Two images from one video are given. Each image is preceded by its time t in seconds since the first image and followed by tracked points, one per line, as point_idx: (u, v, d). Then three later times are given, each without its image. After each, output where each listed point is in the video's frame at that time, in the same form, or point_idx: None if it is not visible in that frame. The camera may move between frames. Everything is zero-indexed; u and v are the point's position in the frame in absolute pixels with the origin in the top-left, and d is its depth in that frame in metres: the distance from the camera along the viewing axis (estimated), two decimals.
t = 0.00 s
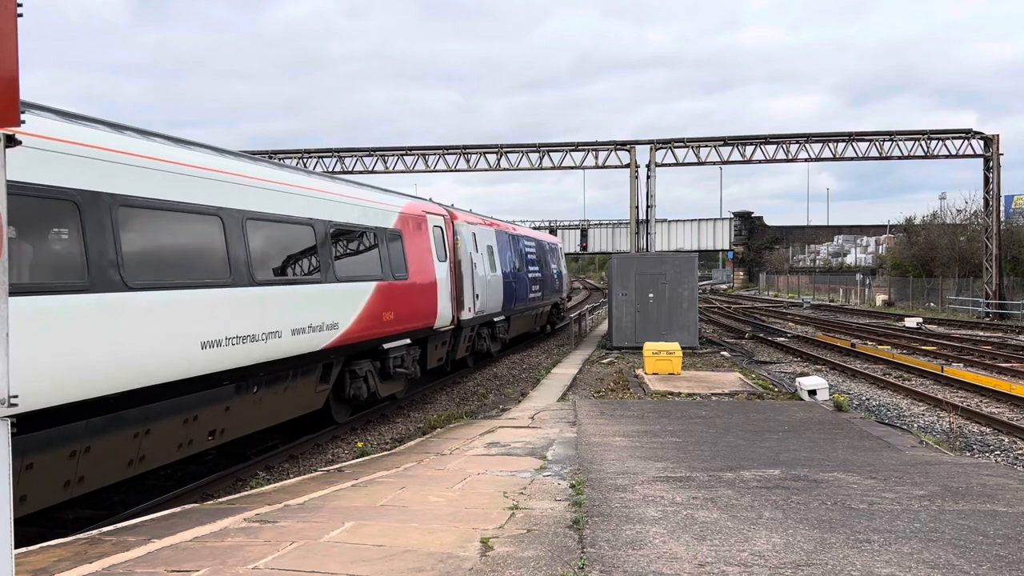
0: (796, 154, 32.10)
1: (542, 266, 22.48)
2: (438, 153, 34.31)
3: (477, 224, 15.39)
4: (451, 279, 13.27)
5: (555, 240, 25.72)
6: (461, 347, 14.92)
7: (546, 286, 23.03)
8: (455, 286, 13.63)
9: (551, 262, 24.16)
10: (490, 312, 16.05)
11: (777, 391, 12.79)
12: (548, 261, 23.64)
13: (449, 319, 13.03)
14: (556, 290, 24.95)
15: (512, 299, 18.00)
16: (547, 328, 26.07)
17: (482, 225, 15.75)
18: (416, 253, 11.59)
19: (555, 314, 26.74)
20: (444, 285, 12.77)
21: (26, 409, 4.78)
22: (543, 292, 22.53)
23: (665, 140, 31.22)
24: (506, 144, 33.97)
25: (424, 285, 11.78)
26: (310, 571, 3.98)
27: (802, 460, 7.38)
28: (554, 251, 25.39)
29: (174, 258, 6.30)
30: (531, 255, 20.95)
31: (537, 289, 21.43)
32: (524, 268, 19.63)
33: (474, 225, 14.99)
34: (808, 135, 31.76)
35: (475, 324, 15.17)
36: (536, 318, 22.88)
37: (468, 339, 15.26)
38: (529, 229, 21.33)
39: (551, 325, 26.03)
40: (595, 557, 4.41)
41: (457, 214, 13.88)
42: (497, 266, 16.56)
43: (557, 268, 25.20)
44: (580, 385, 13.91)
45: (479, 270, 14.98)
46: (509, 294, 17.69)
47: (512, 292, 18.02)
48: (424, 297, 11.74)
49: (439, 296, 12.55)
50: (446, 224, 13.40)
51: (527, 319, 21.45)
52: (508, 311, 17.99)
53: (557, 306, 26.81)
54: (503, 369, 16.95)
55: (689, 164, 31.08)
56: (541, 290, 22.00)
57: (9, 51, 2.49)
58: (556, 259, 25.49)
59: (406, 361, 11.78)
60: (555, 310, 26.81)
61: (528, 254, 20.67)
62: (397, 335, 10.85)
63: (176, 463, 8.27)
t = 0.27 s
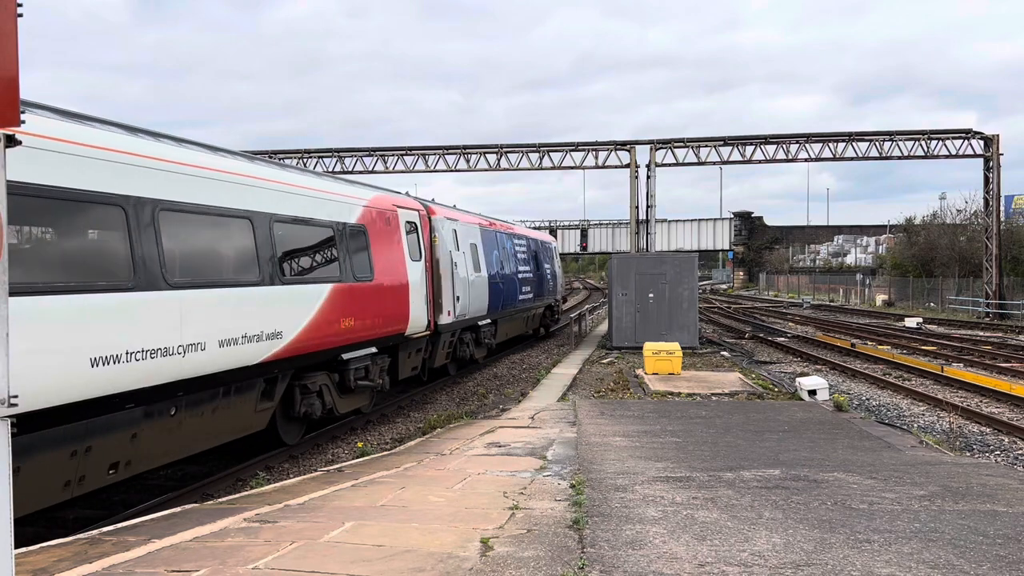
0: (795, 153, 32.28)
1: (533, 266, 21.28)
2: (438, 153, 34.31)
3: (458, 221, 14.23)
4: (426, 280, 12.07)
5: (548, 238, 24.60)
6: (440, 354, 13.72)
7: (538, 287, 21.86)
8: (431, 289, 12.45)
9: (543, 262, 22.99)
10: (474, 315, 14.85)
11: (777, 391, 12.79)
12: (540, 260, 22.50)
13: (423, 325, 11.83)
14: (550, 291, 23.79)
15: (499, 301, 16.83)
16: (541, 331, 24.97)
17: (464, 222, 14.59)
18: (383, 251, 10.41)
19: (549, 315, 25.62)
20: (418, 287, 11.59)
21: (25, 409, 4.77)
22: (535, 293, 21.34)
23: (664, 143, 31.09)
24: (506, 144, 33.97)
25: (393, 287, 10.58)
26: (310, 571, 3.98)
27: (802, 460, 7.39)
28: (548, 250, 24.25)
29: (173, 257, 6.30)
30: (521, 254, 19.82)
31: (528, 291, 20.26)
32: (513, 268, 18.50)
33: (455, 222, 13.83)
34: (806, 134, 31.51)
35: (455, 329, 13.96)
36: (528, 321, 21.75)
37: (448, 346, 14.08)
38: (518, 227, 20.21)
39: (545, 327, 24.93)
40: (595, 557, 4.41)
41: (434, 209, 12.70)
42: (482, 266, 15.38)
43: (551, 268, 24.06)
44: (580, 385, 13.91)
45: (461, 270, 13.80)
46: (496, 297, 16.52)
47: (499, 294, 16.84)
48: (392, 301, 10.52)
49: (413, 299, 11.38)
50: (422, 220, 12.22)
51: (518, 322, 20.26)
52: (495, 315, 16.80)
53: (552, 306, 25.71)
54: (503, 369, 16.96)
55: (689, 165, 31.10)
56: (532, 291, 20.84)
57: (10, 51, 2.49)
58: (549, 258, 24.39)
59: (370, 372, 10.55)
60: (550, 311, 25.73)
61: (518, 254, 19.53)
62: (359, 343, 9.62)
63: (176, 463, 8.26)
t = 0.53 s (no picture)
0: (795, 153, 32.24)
1: (523, 265, 20.10)
2: (438, 153, 34.30)
3: (436, 216, 13.09)
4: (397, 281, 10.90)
5: (540, 236, 23.49)
6: (414, 364, 12.54)
7: (528, 288, 20.71)
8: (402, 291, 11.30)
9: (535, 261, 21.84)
10: (454, 319, 13.68)
11: (777, 391, 12.80)
12: (531, 259, 21.36)
13: (393, 331, 10.65)
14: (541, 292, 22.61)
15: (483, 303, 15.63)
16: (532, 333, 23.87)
17: (444, 218, 13.44)
18: (344, 249, 9.24)
19: (541, 317, 24.49)
20: (387, 289, 10.44)
21: (26, 410, 4.76)
22: (525, 294, 20.20)
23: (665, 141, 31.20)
24: (506, 144, 33.94)
25: (354, 289, 9.41)
26: (310, 572, 3.98)
27: (802, 460, 7.39)
28: (541, 249, 23.13)
29: (174, 256, 6.29)
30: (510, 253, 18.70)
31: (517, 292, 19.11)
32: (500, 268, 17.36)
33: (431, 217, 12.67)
34: (807, 136, 31.76)
35: (432, 335, 12.76)
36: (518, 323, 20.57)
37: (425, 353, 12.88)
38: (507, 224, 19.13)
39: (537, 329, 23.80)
40: (595, 557, 4.41)
41: (407, 203, 11.55)
42: (463, 266, 14.22)
43: (543, 267, 22.93)
44: (580, 385, 13.91)
45: (438, 270, 12.63)
46: (479, 299, 15.33)
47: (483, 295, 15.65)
48: (353, 305, 9.34)
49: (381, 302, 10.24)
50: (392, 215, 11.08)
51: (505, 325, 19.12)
52: (479, 318, 15.62)
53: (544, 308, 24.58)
54: (503, 369, 16.97)
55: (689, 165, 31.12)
56: (521, 292, 19.69)
57: (9, 52, 2.49)
58: (542, 257, 23.28)
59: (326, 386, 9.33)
60: (542, 312, 24.63)
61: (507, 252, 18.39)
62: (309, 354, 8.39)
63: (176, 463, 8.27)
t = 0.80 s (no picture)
0: (795, 153, 31.72)
1: (516, 265, 18.95)
2: (438, 153, 34.28)
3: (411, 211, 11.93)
4: (360, 282, 9.74)
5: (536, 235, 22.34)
6: (384, 374, 11.25)
7: (521, 289, 19.53)
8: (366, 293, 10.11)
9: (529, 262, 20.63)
10: (430, 323, 12.50)
11: (777, 391, 12.79)
12: (525, 259, 20.20)
13: (352, 340, 9.43)
14: (535, 294, 21.42)
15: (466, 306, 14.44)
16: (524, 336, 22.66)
17: (422, 215, 12.37)
18: (288, 247, 7.99)
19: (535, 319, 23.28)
20: (348, 292, 9.27)
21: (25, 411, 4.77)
22: (517, 297, 19.00)
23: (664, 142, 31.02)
24: (506, 144, 33.93)
25: (301, 292, 8.14)
26: (310, 572, 3.97)
27: (802, 460, 7.39)
28: (535, 248, 21.93)
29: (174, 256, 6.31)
30: (501, 251, 17.54)
31: (508, 294, 17.94)
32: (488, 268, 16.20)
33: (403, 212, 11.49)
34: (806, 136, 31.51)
35: (404, 342, 11.50)
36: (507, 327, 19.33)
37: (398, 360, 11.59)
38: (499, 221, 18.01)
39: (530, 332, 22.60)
40: (595, 557, 4.41)
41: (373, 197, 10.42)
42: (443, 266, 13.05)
43: (537, 268, 21.77)
44: (580, 385, 13.91)
45: (410, 271, 11.46)
46: (462, 302, 14.18)
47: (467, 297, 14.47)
48: (300, 311, 8.08)
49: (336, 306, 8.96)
50: (356, 209, 9.89)
51: (495, 329, 17.91)
52: (462, 322, 14.42)
53: (538, 309, 23.33)
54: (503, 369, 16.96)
55: (690, 164, 30.89)
56: (513, 295, 18.51)
57: (9, 52, 2.49)
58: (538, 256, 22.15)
59: (268, 404, 8.05)
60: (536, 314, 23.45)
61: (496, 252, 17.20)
62: (242, 369, 7.17)
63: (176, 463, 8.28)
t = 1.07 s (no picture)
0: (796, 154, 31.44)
1: (506, 266, 17.64)
2: (438, 153, 34.27)
3: (380, 206, 10.74)
4: (314, 285, 8.53)
5: (528, 232, 21.08)
6: (346, 387, 9.90)
7: (511, 292, 18.23)
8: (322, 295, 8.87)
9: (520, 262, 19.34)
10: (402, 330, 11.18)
11: (777, 391, 12.79)
12: (516, 259, 18.88)
13: (304, 350, 8.18)
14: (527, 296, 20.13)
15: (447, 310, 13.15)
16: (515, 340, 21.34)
17: (391, 210, 11.10)
18: (213, 245, 6.76)
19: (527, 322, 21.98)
20: (297, 296, 8.04)
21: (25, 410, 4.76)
22: (507, 300, 17.72)
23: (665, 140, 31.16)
24: (506, 144, 33.93)
25: (231, 298, 6.89)
26: (310, 572, 3.97)
27: (802, 460, 7.39)
28: (528, 247, 20.65)
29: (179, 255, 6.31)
30: (489, 251, 16.27)
31: (497, 296, 16.64)
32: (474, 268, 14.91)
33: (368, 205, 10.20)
34: (807, 136, 31.69)
35: (370, 350, 10.19)
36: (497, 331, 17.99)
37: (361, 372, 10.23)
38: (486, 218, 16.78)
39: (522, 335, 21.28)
40: (595, 557, 4.41)
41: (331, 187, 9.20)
42: (419, 266, 11.77)
43: (530, 269, 20.50)
44: (580, 385, 13.91)
45: (377, 271, 10.21)
46: (442, 305, 12.89)
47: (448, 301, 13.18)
48: (231, 321, 6.85)
49: (280, 312, 7.71)
50: (309, 198, 8.67)
51: (482, 334, 16.57)
52: (443, 328, 13.11)
53: (530, 312, 21.99)
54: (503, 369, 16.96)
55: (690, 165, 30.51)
56: (502, 298, 17.20)
57: (9, 52, 2.49)
58: (529, 257, 20.87)
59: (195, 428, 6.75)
60: (528, 316, 22.13)
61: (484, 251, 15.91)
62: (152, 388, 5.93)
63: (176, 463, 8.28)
